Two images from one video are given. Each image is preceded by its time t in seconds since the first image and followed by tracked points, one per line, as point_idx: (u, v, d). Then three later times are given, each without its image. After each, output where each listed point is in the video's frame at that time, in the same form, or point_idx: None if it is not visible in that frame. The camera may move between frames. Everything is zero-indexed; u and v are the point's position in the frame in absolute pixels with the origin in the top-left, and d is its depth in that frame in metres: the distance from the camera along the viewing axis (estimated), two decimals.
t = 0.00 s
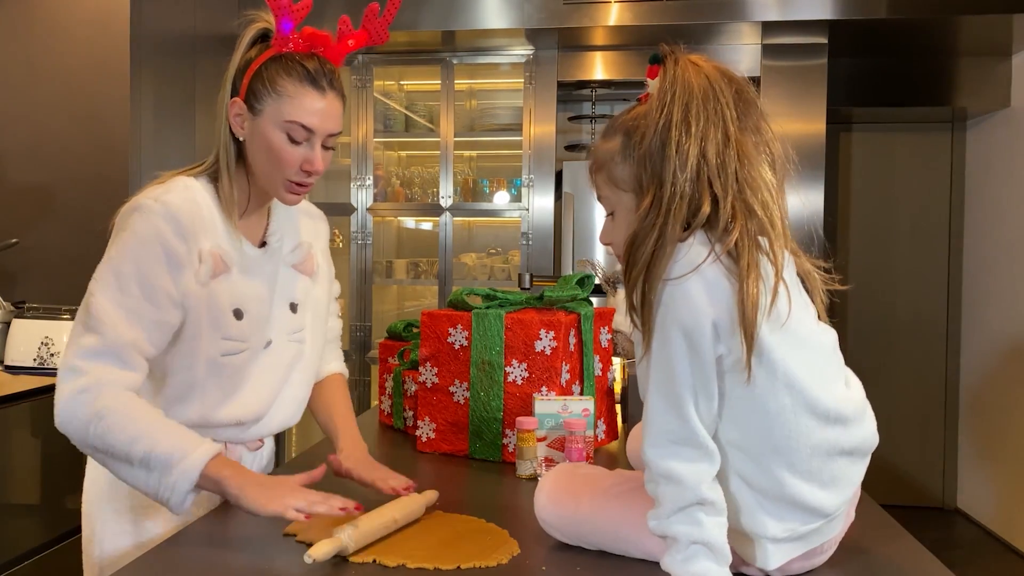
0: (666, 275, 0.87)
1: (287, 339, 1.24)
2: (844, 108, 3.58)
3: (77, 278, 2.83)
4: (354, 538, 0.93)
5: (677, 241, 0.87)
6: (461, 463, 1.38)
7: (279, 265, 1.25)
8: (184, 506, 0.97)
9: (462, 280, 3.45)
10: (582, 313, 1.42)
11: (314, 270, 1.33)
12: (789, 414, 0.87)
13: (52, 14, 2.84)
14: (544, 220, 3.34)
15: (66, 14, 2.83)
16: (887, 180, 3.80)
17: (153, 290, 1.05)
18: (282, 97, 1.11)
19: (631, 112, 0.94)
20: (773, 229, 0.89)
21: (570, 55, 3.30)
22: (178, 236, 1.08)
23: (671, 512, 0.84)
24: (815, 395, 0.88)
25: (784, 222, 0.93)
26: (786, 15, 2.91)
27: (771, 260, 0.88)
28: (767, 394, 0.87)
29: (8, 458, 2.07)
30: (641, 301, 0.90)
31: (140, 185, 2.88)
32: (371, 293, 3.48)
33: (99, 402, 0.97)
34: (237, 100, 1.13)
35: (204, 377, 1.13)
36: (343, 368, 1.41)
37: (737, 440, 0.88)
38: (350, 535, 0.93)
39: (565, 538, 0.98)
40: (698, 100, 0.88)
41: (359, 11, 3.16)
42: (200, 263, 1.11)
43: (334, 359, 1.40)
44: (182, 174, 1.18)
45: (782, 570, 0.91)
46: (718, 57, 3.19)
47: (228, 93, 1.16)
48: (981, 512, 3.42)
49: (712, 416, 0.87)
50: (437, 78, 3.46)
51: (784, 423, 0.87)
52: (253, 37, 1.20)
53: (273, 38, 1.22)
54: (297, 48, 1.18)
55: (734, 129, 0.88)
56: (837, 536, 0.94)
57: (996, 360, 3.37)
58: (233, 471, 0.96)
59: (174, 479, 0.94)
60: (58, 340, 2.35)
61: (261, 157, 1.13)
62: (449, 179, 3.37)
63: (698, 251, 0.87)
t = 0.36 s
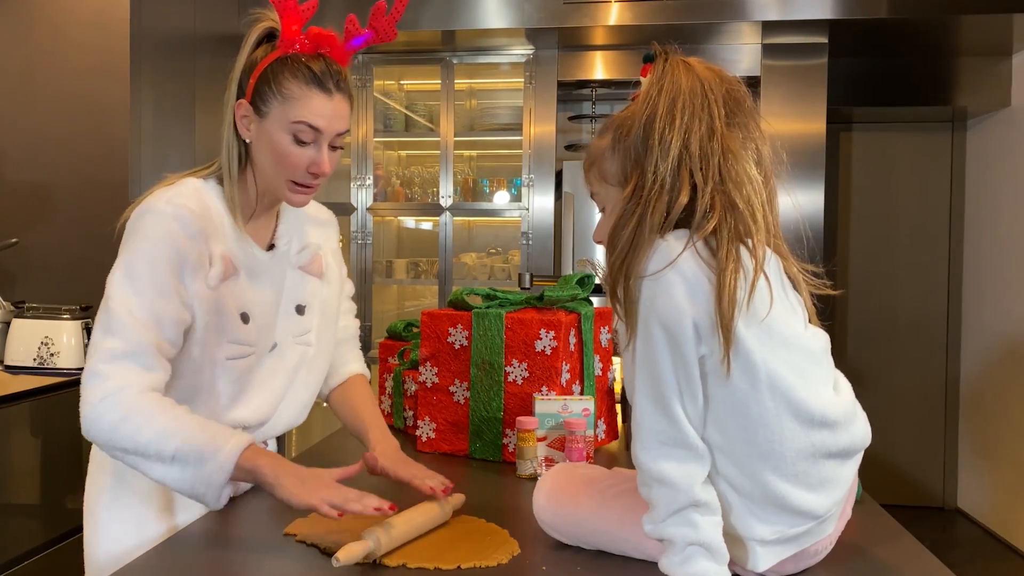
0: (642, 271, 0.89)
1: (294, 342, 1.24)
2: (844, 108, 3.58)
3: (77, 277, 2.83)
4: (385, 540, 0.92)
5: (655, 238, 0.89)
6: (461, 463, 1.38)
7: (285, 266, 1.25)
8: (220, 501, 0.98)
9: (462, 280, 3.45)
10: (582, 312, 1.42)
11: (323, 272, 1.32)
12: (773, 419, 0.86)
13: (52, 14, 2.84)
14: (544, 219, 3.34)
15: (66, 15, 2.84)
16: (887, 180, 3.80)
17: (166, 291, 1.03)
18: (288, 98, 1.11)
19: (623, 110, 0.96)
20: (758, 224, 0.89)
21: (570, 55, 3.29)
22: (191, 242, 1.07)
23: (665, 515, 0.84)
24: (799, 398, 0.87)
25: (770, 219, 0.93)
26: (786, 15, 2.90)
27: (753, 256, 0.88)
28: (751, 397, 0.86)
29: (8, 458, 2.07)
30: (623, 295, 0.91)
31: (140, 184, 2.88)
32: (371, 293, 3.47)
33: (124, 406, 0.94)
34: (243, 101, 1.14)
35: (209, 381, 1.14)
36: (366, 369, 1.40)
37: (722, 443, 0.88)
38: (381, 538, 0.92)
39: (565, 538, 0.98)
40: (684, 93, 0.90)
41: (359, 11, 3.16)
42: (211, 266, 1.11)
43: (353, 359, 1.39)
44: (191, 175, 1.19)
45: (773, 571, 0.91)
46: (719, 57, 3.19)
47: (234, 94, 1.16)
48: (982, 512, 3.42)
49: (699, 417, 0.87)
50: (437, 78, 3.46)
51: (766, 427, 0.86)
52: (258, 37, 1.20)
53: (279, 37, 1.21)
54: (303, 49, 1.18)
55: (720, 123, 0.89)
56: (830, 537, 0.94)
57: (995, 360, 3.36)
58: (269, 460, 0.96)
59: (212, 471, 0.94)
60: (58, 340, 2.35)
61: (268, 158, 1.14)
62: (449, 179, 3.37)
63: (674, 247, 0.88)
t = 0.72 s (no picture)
0: (650, 273, 0.88)
1: (302, 345, 1.25)
2: (844, 107, 3.58)
3: (78, 277, 2.83)
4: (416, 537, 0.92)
5: (661, 240, 0.88)
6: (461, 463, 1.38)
7: (295, 272, 1.25)
8: (246, 510, 0.93)
9: (462, 280, 3.46)
10: (582, 312, 1.42)
11: (331, 272, 1.32)
12: (775, 420, 0.86)
13: (53, 14, 2.85)
14: (544, 220, 3.34)
15: (66, 15, 2.84)
16: (887, 180, 3.80)
17: (184, 293, 1.03)
18: (304, 109, 1.11)
19: (618, 110, 0.96)
20: (759, 225, 0.90)
21: (570, 55, 3.29)
22: (204, 246, 1.08)
23: (666, 518, 0.84)
24: (801, 400, 0.88)
25: (772, 219, 0.93)
26: (786, 15, 2.90)
27: (758, 258, 0.88)
28: (753, 399, 0.86)
29: (8, 457, 2.07)
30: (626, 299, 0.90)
31: (140, 184, 2.88)
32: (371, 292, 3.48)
33: (147, 404, 0.92)
34: (259, 106, 1.14)
35: (215, 383, 1.16)
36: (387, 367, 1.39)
37: (725, 445, 0.88)
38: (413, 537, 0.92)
39: (565, 538, 0.99)
40: (684, 94, 0.90)
41: (359, 11, 3.16)
42: (223, 272, 1.12)
43: (373, 359, 1.37)
44: (200, 179, 1.19)
45: (773, 570, 0.91)
46: (719, 56, 3.19)
47: (249, 97, 1.16)
48: (982, 512, 3.42)
49: (702, 419, 0.87)
50: (437, 78, 3.46)
51: (769, 429, 0.86)
52: (280, 40, 1.21)
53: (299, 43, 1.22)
54: (324, 58, 1.17)
55: (722, 125, 0.89)
56: (828, 535, 0.95)
57: (995, 360, 3.37)
58: (304, 467, 0.93)
59: (236, 477, 0.91)
60: (58, 340, 2.35)
61: (280, 166, 1.14)
62: (449, 179, 3.37)
63: (683, 249, 0.87)
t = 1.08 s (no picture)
0: (656, 273, 0.87)
1: (307, 350, 1.26)
2: (844, 107, 3.58)
3: (78, 277, 2.83)
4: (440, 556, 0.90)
5: (665, 240, 0.88)
6: (461, 463, 1.38)
7: (300, 275, 1.25)
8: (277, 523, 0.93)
9: (462, 280, 3.46)
10: (582, 312, 1.41)
11: (335, 277, 1.33)
12: (780, 418, 0.86)
13: (53, 14, 2.85)
14: (544, 220, 3.34)
15: (67, 15, 2.84)
16: (886, 180, 3.80)
17: (206, 301, 1.02)
18: (318, 109, 1.11)
19: (609, 118, 0.96)
20: (758, 220, 0.90)
21: (570, 55, 3.29)
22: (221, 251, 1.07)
23: (668, 517, 0.84)
24: (806, 397, 0.88)
25: (771, 214, 0.94)
26: (786, 14, 2.90)
27: (760, 250, 0.89)
28: (759, 396, 0.86)
29: (8, 458, 2.07)
30: (632, 301, 0.90)
31: (140, 184, 2.88)
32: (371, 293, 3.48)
33: (180, 409, 0.93)
34: (270, 112, 1.14)
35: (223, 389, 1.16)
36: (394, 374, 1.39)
37: (730, 443, 0.88)
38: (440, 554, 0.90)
39: (566, 538, 0.99)
40: (674, 95, 0.90)
41: (359, 11, 3.16)
42: (239, 277, 1.12)
43: (381, 365, 1.38)
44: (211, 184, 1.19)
45: (777, 570, 0.91)
46: (718, 56, 3.20)
47: (260, 107, 1.17)
48: (981, 512, 3.42)
49: (706, 418, 0.87)
50: (437, 78, 3.46)
51: (774, 427, 0.86)
52: (285, 48, 1.20)
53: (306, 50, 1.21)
54: (331, 58, 1.18)
55: (713, 123, 0.90)
56: (831, 535, 0.94)
57: (995, 359, 3.37)
58: (340, 482, 0.93)
59: (266, 491, 0.91)
60: (58, 340, 2.35)
61: (296, 169, 1.13)
62: (449, 179, 3.37)
63: (689, 248, 0.87)
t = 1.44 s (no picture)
0: (666, 272, 0.87)
1: (305, 350, 1.26)
2: (844, 107, 3.58)
3: (78, 277, 2.83)
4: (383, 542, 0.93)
5: (674, 238, 0.87)
6: (461, 463, 1.38)
7: (298, 275, 1.24)
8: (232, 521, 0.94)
9: (462, 280, 3.46)
10: (582, 312, 1.42)
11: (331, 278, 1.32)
12: (790, 416, 0.87)
13: (53, 14, 2.85)
14: (544, 220, 3.35)
15: (67, 15, 2.84)
16: (886, 179, 3.80)
17: (189, 301, 1.01)
18: (319, 113, 1.11)
19: (613, 123, 0.96)
20: (765, 218, 0.90)
21: (571, 55, 3.30)
22: (214, 250, 1.06)
23: (671, 514, 0.84)
24: (816, 397, 0.88)
25: (778, 212, 0.94)
26: (786, 15, 2.90)
27: (769, 247, 0.89)
28: (769, 394, 0.86)
29: (8, 458, 2.07)
30: (642, 300, 0.89)
31: (140, 184, 2.88)
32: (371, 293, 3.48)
33: (146, 410, 0.91)
34: (271, 114, 1.14)
35: (221, 389, 1.16)
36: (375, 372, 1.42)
37: (738, 441, 0.88)
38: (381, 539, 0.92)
39: (567, 538, 0.98)
40: (678, 98, 0.90)
41: (359, 12, 3.16)
42: (231, 276, 1.10)
43: (362, 364, 1.40)
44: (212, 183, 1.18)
45: (783, 572, 0.91)
46: (718, 57, 3.20)
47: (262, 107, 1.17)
48: (982, 512, 3.42)
49: (714, 416, 0.87)
50: (437, 78, 3.46)
51: (784, 426, 0.87)
52: (289, 50, 1.21)
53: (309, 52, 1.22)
54: (335, 62, 1.18)
55: (718, 124, 0.90)
56: (837, 537, 0.94)
57: (995, 359, 3.37)
58: (296, 480, 0.94)
59: (227, 487, 0.91)
60: (58, 340, 2.35)
61: (295, 173, 1.13)
62: (449, 179, 3.37)
63: (698, 247, 0.87)
